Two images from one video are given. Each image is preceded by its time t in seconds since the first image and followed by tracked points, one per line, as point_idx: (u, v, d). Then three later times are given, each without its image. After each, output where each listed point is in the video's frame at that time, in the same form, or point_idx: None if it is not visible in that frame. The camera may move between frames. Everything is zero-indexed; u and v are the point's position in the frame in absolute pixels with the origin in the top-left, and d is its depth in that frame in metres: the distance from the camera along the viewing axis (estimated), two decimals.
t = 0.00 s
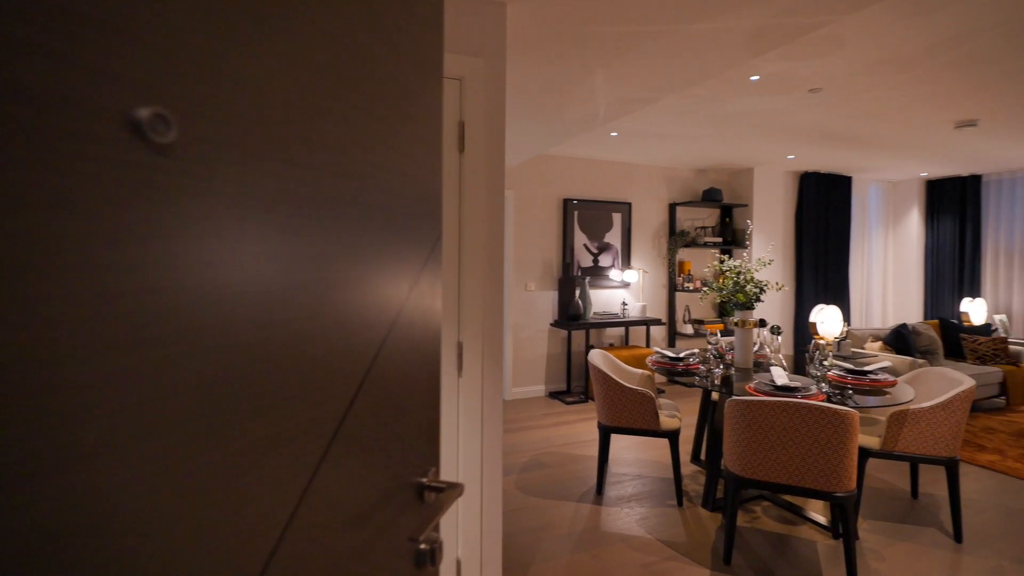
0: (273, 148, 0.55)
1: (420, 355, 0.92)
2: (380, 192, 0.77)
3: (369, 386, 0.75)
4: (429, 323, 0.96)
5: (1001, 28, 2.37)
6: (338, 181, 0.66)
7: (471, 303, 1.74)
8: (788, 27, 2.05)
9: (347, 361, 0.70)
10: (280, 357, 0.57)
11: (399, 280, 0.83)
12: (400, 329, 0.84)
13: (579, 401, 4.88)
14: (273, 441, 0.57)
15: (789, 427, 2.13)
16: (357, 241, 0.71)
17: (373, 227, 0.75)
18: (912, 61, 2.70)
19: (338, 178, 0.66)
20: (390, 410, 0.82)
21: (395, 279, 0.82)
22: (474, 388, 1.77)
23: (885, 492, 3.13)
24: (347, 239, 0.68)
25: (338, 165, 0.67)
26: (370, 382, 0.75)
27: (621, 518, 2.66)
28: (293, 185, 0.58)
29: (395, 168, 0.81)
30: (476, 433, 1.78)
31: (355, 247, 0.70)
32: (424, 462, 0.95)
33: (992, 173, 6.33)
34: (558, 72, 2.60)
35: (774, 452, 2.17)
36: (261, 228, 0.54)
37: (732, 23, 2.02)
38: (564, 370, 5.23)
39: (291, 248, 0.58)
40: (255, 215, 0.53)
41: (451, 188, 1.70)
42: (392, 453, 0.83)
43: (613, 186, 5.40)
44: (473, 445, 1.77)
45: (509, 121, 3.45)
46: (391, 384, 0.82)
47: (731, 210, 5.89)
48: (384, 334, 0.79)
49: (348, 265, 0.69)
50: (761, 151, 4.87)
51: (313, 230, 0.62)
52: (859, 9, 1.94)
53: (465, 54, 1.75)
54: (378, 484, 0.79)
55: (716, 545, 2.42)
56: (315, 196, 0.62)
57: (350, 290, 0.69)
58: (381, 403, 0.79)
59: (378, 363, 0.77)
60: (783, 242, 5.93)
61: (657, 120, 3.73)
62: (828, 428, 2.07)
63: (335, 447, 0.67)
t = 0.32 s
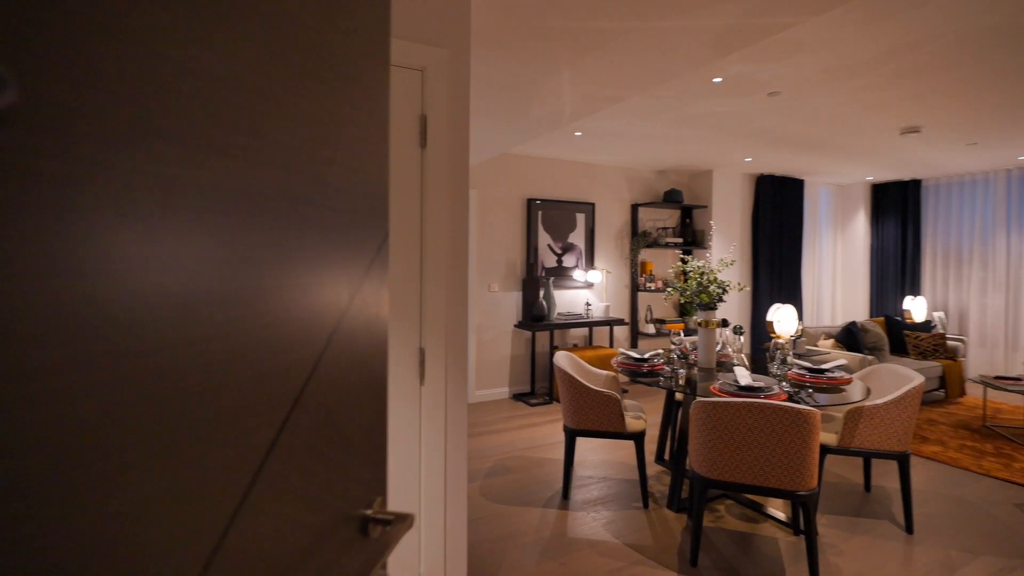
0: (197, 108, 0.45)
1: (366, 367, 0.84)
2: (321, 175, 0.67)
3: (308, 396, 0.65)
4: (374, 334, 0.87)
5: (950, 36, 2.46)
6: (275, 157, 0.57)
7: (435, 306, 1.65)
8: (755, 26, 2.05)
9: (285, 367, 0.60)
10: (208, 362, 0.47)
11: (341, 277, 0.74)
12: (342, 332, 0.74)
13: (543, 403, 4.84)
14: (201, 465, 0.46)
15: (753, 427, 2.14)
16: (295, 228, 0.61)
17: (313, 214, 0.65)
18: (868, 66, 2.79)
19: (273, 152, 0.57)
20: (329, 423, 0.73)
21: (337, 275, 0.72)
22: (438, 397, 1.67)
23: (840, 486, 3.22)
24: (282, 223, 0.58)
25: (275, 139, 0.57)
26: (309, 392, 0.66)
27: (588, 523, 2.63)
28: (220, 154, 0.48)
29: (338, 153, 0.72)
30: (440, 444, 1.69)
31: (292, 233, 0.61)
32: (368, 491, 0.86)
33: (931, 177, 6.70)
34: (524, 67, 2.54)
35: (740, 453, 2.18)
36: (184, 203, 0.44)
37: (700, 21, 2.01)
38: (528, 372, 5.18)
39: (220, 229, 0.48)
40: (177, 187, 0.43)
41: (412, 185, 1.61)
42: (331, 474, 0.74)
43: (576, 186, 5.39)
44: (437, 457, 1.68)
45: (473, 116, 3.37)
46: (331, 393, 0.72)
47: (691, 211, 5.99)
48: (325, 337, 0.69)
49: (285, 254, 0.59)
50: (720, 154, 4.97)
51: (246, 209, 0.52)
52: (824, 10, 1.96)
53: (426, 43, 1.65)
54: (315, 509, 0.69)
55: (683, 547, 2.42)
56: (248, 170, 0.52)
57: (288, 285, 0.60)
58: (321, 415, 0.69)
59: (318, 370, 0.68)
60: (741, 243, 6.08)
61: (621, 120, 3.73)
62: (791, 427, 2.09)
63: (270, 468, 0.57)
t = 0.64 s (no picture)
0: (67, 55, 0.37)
1: (297, 381, 0.74)
2: (249, 154, 0.59)
3: (233, 404, 0.57)
4: (308, 344, 0.77)
5: (900, 43, 2.55)
6: (186, 127, 0.49)
7: (392, 309, 1.56)
8: (718, 26, 2.06)
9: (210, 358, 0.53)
10: (84, 362, 0.40)
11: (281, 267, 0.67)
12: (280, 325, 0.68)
13: (506, 404, 4.78)
14: (73, 493, 0.39)
15: (716, 427, 2.14)
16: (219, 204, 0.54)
17: (247, 189, 0.58)
18: (820, 71, 2.87)
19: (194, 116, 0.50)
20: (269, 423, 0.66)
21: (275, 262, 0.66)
22: (397, 405, 1.58)
23: (796, 481, 3.30)
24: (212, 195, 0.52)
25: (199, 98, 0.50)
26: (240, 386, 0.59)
27: (552, 527, 2.59)
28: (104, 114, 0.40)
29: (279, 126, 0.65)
30: (399, 452, 1.59)
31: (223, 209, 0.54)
32: (300, 524, 0.76)
33: (873, 182, 7.04)
34: (486, 60, 2.48)
35: (703, 452, 2.18)
36: (39, 176, 0.36)
37: (664, 18, 2.00)
38: (490, 373, 5.11)
39: (108, 195, 0.41)
40: (33, 146, 0.35)
41: (367, 180, 1.51)
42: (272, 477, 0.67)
43: (538, 185, 5.35)
44: (396, 468, 1.58)
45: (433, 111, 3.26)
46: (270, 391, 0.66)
47: (651, 211, 6.07)
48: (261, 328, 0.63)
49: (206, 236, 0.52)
50: (679, 155, 5.05)
51: (151, 178, 0.45)
52: (783, 13, 1.99)
53: (381, 28, 1.55)
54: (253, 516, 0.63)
55: (647, 549, 2.41)
56: (155, 134, 0.45)
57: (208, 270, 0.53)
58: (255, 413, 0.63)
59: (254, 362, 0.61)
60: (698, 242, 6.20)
61: (584, 119, 3.71)
62: (754, 426, 2.10)
63: (194, 470, 0.51)
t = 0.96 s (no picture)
0: None
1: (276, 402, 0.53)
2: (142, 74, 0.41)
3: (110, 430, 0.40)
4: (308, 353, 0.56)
5: (854, 46, 2.63)
6: None
7: (346, 313, 1.45)
8: (684, 22, 2.04)
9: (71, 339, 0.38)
10: None
11: (232, 205, 0.48)
12: (228, 276, 0.48)
13: (468, 406, 4.70)
14: None
15: (683, 427, 2.13)
16: (118, 123, 0.40)
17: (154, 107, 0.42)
18: (779, 72, 2.94)
19: (36, 19, 0.36)
20: (225, 411, 0.47)
21: (219, 196, 0.47)
22: (353, 414, 1.48)
23: (755, 476, 3.36)
24: (78, 111, 0.38)
25: (76, 0, 0.38)
26: (153, 363, 0.42)
27: (516, 533, 2.52)
28: None
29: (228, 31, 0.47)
30: (355, 464, 1.49)
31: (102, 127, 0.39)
32: None
33: (822, 184, 7.32)
34: (448, 50, 2.39)
35: (669, 453, 2.17)
36: None
37: (631, 11, 1.96)
38: (452, 375, 5.01)
39: None
40: None
41: (320, 174, 1.40)
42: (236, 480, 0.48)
43: (500, 184, 5.28)
44: (352, 481, 1.48)
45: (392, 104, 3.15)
46: (222, 364, 0.47)
47: (612, 211, 6.11)
48: (189, 283, 0.45)
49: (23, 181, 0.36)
50: (640, 155, 5.09)
51: None
52: (748, 10, 1.99)
53: (336, 9, 1.45)
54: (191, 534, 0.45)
55: (613, 552, 2.38)
56: None
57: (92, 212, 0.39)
58: (177, 409, 0.44)
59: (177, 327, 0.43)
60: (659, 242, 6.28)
61: (547, 116, 3.67)
62: (719, 426, 2.10)
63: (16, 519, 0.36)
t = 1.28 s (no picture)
0: None
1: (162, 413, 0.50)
2: None
3: None
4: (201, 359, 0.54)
5: (816, 47, 2.67)
6: None
7: (297, 324, 1.34)
8: (653, 17, 2.01)
9: None
10: None
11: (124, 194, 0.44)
12: (116, 271, 0.44)
13: (432, 410, 4.58)
14: None
15: (653, 429, 2.10)
16: None
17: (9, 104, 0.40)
18: (744, 73, 2.97)
19: None
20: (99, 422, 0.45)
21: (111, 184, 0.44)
22: (308, 429, 1.37)
23: (720, 474, 3.39)
24: None
25: None
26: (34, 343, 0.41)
27: (483, 543, 2.44)
28: None
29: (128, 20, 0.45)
30: (311, 483, 1.38)
31: None
32: None
33: (779, 186, 7.54)
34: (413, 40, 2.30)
35: (639, 457, 2.14)
36: None
37: (604, 4, 1.92)
38: (415, 378, 4.88)
39: None
40: None
41: (270, 171, 1.29)
42: (119, 478, 0.44)
43: (465, 182, 5.19)
44: (307, 500, 1.37)
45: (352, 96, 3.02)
46: (110, 356, 0.44)
47: (578, 211, 6.10)
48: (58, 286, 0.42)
49: None
50: (605, 155, 5.10)
51: None
52: (719, 9, 1.98)
53: None
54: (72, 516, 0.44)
55: (582, 558, 2.33)
56: None
57: (3, 178, 0.40)
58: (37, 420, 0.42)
59: (64, 303, 0.41)
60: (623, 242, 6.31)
61: (513, 113, 3.61)
62: (689, 427, 2.08)
63: None
